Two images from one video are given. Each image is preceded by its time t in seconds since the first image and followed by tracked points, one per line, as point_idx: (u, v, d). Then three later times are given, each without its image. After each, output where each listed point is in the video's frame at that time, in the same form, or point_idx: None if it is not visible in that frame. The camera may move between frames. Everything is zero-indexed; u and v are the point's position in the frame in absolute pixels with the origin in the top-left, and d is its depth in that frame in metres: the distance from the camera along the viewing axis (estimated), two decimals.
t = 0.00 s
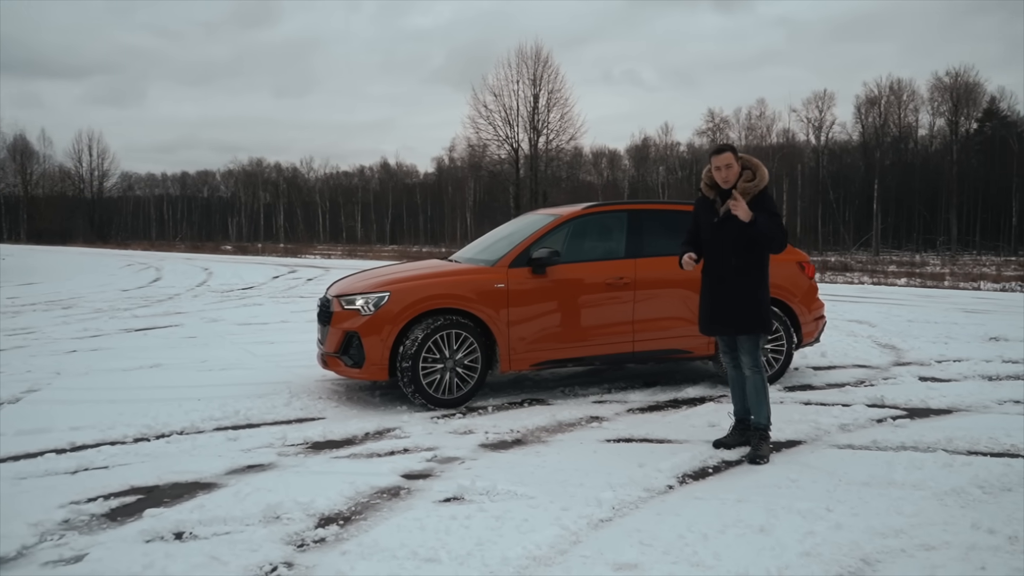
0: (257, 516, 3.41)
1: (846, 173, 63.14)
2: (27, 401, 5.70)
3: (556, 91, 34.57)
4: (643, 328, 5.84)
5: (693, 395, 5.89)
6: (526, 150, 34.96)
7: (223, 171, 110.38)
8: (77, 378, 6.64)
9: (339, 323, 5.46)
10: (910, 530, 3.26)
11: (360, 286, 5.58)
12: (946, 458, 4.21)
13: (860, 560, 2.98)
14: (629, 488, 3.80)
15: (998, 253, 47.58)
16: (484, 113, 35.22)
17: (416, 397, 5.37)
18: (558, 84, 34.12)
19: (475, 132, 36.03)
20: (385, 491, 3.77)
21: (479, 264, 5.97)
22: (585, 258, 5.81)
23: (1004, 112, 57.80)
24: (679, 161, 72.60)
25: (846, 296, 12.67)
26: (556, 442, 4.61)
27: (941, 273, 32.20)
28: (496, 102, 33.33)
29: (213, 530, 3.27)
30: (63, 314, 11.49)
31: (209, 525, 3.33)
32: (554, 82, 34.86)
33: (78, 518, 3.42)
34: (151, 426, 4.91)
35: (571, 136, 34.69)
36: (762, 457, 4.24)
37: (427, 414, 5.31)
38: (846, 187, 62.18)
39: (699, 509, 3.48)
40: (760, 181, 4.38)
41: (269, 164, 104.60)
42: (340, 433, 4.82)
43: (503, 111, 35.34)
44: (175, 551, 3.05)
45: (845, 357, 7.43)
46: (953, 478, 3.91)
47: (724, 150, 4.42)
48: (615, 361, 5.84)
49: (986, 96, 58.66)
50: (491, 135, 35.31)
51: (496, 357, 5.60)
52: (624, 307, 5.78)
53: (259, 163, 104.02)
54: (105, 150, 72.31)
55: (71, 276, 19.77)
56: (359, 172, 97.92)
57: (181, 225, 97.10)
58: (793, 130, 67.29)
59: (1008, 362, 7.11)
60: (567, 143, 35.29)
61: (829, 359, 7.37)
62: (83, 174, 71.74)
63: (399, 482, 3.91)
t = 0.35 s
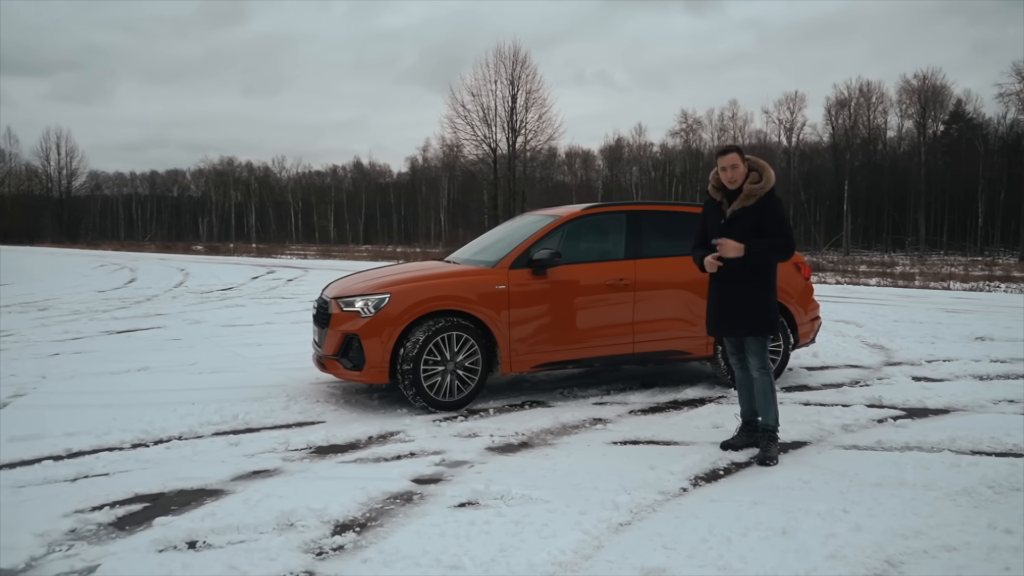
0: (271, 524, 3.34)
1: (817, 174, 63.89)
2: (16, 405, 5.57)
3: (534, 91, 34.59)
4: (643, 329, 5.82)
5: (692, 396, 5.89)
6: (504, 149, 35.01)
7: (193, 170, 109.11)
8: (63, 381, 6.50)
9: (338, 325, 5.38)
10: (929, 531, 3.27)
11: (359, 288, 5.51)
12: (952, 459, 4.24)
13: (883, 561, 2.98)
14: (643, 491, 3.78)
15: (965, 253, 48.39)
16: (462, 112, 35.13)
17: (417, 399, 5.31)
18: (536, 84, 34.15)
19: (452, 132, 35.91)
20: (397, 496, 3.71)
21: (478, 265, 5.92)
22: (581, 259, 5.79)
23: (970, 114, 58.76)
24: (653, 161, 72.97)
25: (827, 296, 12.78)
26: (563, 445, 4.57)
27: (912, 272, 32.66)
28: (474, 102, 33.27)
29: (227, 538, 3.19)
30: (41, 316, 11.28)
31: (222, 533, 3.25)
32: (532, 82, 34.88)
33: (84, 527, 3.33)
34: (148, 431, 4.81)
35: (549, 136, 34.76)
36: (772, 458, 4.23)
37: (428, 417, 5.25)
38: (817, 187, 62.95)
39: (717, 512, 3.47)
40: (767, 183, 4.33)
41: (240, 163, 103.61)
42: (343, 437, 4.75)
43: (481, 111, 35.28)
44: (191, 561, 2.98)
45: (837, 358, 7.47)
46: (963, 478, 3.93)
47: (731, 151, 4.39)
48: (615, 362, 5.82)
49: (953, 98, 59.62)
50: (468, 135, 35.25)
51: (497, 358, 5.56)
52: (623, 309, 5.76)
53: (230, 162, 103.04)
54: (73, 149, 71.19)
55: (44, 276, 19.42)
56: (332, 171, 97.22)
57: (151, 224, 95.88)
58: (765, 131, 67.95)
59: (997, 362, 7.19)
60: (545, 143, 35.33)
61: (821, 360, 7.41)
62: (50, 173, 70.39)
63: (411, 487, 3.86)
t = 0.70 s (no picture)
0: (291, 528, 3.30)
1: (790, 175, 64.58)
2: (9, 410, 5.46)
3: (513, 92, 34.64)
4: (644, 330, 5.84)
5: (693, 396, 5.92)
6: (483, 150, 35.01)
7: (163, 171, 107.77)
8: (54, 385, 6.37)
9: (340, 327, 5.34)
10: (946, 528, 3.31)
11: (360, 289, 5.46)
12: (959, 456, 4.29)
13: (908, 557, 3.02)
14: (660, 490, 3.79)
15: (934, 253, 49.25)
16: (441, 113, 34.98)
17: (421, 401, 5.28)
18: (515, 84, 34.20)
19: (431, 133, 35.75)
20: (413, 498, 3.69)
21: (479, 265, 5.91)
22: (581, 259, 5.79)
23: (938, 117, 59.81)
24: (628, 162, 73.31)
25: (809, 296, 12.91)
26: (573, 446, 4.56)
27: (883, 272, 33.09)
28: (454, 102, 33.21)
29: (248, 544, 3.15)
30: (20, 319, 11.06)
31: (243, 539, 3.20)
32: (511, 83, 34.93)
33: (99, 533, 3.26)
34: (150, 435, 4.73)
35: (529, 137, 34.85)
36: (781, 457, 4.26)
37: (432, 419, 5.22)
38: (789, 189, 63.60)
39: (737, 511, 3.49)
40: (778, 186, 4.40)
41: (211, 163, 102.48)
42: (350, 439, 4.71)
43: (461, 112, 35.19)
44: (215, 567, 2.95)
45: (830, 357, 7.56)
46: (971, 476, 3.99)
47: (739, 153, 4.45)
48: (616, 362, 5.83)
49: (921, 101, 60.65)
50: (448, 136, 35.10)
51: (499, 359, 5.55)
52: (625, 310, 5.78)
53: (202, 163, 101.95)
54: (41, 149, 69.93)
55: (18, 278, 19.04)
56: (305, 172, 96.54)
57: (121, 226, 94.52)
58: (738, 133, 68.55)
59: (985, 360, 7.32)
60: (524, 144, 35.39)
61: (814, 359, 7.48)
62: (18, 173, 69.01)
63: (426, 490, 3.83)
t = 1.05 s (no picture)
0: (308, 533, 3.27)
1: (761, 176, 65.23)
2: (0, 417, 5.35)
3: (491, 93, 34.71)
4: (642, 331, 5.87)
5: (690, 396, 5.96)
6: (461, 150, 35.07)
7: (132, 171, 106.26)
8: (42, 390, 6.25)
9: (340, 330, 5.30)
10: (957, 524, 3.36)
11: (360, 291, 5.44)
12: (959, 455, 4.36)
13: (924, 554, 3.06)
14: (672, 491, 3.80)
15: (903, 253, 50.02)
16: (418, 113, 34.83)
17: (422, 403, 5.26)
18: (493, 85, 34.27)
19: (407, 134, 35.57)
20: (427, 501, 3.67)
21: (477, 267, 5.90)
22: (576, 261, 5.80)
23: (906, 119, 60.69)
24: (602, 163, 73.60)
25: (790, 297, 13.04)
26: (579, 447, 4.57)
27: (855, 272, 33.51)
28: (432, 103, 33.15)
29: (266, 550, 3.12)
30: None
31: (261, 545, 3.16)
32: (488, 84, 35.00)
33: (112, 541, 3.21)
34: (150, 440, 4.66)
35: (506, 138, 34.98)
36: (788, 456, 4.30)
37: (434, 422, 5.20)
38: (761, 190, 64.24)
39: (751, 511, 3.51)
40: (783, 188, 4.47)
41: (181, 163, 101.25)
42: (354, 443, 4.67)
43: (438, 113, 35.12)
44: None
45: (819, 357, 7.65)
46: (973, 473, 4.06)
47: (745, 155, 4.50)
48: (614, 363, 5.85)
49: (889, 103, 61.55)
50: (426, 137, 34.96)
51: (500, 361, 5.54)
52: (624, 311, 5.80)
53: (171, 163, 100.74)
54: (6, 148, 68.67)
55: None
56: (277, 172, 95.72)
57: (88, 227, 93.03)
58: (711, 135, 69.11)
59: (971, 359, 7.44)
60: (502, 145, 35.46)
61: (804, 359, 7.56)
62: None
63: (438, 493, 3.82)
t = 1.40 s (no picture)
0: (325, 535, 3.22)
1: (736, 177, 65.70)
2: None
3: (470, 93, 34.65)
4: (642, 329, 5.88)
5: (688, 394, 5.98)
6: (440, 150, 34.99)
7: (101, 171, 104.69)
8: (32, 392, 6.12)
9: (341, 329, 5.25)
10: (970, 518, 3.39)
11: (361, 290, 5.39)
12: (963, 449, 4.41)
13: (943, 548, 3.09)
14: (686, 488, 3.81)
15: (875, 252, 50.61)
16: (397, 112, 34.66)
17: (424, 403, 5.23)
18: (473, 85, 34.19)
19: (386, 134, 35.36)
20: (441, 501, 3.65)
21: (476, 265, 5.88)
22: (576, 259, 5.79)
23: (877, 120, 61.50)
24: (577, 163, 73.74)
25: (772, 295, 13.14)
26: (586, 445, 4.56)
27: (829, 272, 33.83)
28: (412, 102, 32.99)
29: (285, 551, 3.07)
30: None
31: (278, 547, 3.12)
32: (468, 83, 34.93)
33: (125, 544, 3.15)
34: (151, 442, 4.58)
35: (485, 137, 34.97)
36: (794, 453, 4.32)
37: (436, 421, 5.16)
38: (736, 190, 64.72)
39: (768, 507, 3.52)
40: (786, 187, 4.49)
41: (152, 163, 99.91)
42: (359, 443, 4.63)
43: (418, 112, 34.98)
44: None
45: (811, 354, 7.71)
46: (978, 467, 4.11)
47: (747, 155, 4.52)
48: (614, 362, 5.85)
49: (860, 104, 62.36)
50: (405, 135, 34.80)
51: (501, 360, 5.52)
52: (623, 309, 5.81)
53: (142, 162, 99.40)
54: None
55: None
56: (250, 172, 94.83)
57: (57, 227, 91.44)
58: (686, 136, 69.47)
59: (959, 356, 7.54)
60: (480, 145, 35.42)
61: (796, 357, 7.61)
62: None
63: (452, 492, 3.78)
